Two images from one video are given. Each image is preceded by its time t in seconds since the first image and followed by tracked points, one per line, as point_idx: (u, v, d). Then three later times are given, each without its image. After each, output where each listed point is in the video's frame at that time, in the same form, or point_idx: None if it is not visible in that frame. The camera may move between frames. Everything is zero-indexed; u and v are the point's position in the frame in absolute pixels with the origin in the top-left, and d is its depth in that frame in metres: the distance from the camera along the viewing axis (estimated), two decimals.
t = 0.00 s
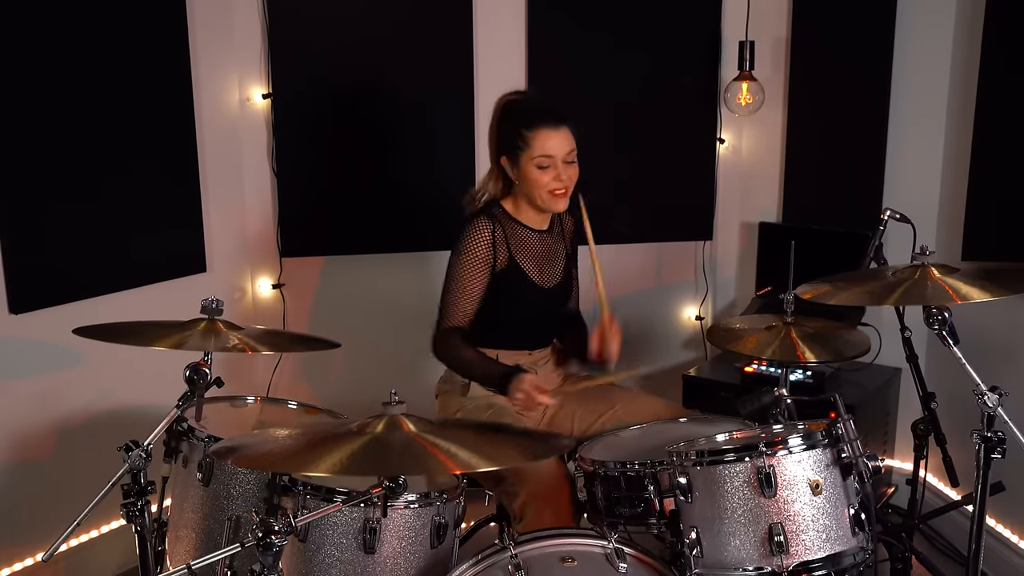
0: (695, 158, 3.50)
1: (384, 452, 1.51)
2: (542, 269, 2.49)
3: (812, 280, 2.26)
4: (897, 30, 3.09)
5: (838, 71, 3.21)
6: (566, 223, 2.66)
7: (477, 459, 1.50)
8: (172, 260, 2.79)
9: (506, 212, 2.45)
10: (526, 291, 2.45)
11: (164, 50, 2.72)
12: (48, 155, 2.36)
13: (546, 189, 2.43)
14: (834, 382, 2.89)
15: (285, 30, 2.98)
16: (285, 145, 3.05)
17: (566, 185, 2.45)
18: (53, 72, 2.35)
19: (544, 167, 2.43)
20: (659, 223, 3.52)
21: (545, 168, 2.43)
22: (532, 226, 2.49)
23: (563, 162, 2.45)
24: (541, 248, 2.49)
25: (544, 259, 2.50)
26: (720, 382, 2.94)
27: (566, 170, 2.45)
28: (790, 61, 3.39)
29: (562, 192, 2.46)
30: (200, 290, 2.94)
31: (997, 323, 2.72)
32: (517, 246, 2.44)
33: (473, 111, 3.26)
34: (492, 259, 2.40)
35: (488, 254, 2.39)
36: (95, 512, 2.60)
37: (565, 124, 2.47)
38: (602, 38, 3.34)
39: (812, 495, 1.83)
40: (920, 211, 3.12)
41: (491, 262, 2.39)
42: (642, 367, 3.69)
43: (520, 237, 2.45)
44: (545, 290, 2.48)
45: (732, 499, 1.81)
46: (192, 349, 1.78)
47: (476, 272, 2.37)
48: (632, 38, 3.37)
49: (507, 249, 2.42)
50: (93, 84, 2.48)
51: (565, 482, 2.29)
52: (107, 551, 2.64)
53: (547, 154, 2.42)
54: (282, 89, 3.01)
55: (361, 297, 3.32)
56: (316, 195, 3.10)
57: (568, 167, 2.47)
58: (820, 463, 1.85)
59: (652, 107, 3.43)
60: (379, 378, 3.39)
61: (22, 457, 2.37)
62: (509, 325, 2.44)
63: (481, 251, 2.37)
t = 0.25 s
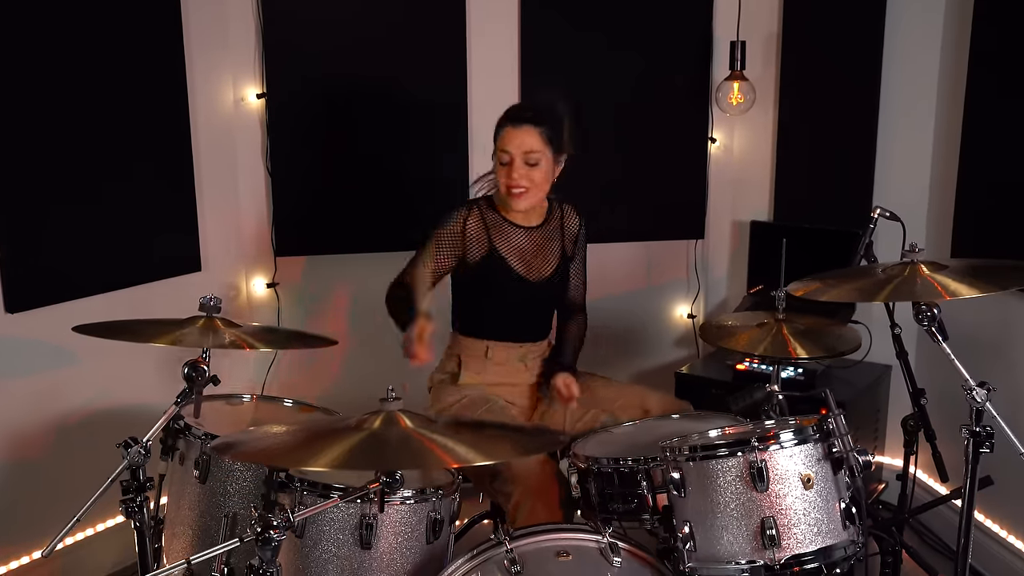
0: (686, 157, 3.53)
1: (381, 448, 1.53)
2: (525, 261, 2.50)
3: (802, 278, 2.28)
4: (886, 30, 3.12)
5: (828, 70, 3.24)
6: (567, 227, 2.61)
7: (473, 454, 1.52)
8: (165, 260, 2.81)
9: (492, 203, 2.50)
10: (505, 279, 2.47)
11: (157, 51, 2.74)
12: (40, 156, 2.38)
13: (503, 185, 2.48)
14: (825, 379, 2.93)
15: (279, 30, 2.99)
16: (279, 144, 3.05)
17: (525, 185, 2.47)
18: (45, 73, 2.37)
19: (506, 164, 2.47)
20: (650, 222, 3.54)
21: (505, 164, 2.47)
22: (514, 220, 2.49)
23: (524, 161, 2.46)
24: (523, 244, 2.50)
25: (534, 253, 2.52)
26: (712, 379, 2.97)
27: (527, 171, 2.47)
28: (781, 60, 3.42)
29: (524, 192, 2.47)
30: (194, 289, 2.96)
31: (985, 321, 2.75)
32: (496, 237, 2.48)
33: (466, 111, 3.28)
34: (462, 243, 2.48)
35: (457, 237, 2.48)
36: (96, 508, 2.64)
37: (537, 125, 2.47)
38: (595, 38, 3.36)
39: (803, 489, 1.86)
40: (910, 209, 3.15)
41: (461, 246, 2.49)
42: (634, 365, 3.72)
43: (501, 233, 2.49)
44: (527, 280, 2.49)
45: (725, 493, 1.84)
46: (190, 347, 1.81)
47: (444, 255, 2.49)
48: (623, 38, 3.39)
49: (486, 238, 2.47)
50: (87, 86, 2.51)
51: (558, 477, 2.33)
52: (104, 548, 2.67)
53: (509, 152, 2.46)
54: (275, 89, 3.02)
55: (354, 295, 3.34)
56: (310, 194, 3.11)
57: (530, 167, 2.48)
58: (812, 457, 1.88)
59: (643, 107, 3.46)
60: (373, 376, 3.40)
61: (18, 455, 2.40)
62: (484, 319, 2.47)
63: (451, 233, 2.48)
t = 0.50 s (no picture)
0: (678, 157, 3.55)
1: (377, 446, 1.54)
2: (495, 264, 2.59)
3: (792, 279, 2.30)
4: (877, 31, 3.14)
5: (818, 71, 3.26)
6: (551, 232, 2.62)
7: (469, 451, 1.54)
8: (160, 261, 2.82)
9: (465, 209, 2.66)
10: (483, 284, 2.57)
11: (151, 51, 2.75)
12: (35, 156, 2.38)
13: (489, 177, 2.60)
14: (816, 377, 2.95)
15: (273, 31, 3.00)
16: (274, 145, 3.07)
17: (510, 177, 2.58)
18: (39, 73, 2.37)
19: (492, 156, 2.59)
20: (642, 223, 3.57)
21: (492, 156, 2.59)
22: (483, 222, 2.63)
23: (510, 153, 2.58)
24: (495, 250, 2.60)
25: (508, 256, 2.59)
26: (705, 378, 2.98)
27: (515, 164, 2.59)
28: (772, 61, 3.45)
29: (508, 185, 2.59)
30: (189, 290, 2.97)
31: (974, 319, 2.78)
32: (467, 245, 2.63)
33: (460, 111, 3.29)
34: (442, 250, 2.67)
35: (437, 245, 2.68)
36: (94, 507, 2.66)
37: (520, 120, 2.60)
38: (588, 38, 3.38)
39: (795, 486, 1.88)
40: (901, 209, 3.18)
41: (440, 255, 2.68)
42: (627, 364, 3.74)
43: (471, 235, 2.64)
44: (497, 288, 2.57)
45: (718, 490, 1.85)
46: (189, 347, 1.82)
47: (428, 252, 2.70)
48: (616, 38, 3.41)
49: (456, 245, 2.64)
50: (81, 87, 2.51)
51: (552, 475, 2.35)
52: (99, 548, 2.68)
53: (495, 143, 2.59)
54: (270, 89, 3.03)
55: (348, 294, 3.34)
56: (305, 194, 3.13)
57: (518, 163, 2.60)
58: (804, 455, 1.90)
59: (636, 107, 3.48)
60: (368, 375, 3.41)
61: (14, 455, 2.41)
62: (475, 325, 2.57)
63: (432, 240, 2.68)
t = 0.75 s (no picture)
0: (673, 157, 3.57)
1: (377, 443, 1.56)
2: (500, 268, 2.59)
3: (787, 277, 2.32)
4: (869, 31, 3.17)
5: (811, 71, 3.29)
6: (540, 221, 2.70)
7: (467, 448, 1.56)
8: (157, 261, 2.83)
9: (457, 220, 2.59)
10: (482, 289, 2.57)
11: (147, 53, 2.75)
12: (33, 156, 2.39)
13: (520, 186, 2.58)
14: (810, 376, 2.97)
15: (269, 31, 3.01)
16: (271, 145, 3.08)
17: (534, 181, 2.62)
18: (36, 74, 2.38)
19: (518, 164, 2.58)
20: (637, 222, 3.59)
21: (517, 166, 2.58)
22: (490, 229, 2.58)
23: (530, 159, 2.61)
24: (497, 253, 2.58)
25: (506, 261, 2.59)
26: (700, 377, 3.00)
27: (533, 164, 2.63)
28: (765, 62, 3.47)
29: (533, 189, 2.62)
30: (186, 290, 2.98)
31: (966, 317, 2.80)
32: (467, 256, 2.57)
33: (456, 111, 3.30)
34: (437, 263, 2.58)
35: (431, 260, 2.57)
36: (95, 505, 2.68)
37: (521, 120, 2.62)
38: (583, 38, 3.40)
39: (790, 483, 1.90)
40: (893, 208, 3.21)
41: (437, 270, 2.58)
42: (622, 363, 3.76)
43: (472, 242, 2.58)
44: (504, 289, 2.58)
45: (714, 487, 1.87)
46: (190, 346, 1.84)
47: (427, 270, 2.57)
48: (611, 39, 3.43)
49: (456, 255, 2.58)
50: (79, 88, 2.52)
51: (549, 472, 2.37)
52: (96, 548, 2.69)
53: (518, 150, 2.58)
54: (266, 90, 3.04)
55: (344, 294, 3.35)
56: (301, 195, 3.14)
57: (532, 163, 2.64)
58: (798, 452, 1.92)
59: (631, 107, 3.49)
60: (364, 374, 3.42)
61: (13, 455, 2.42)
62: (468, 326, 2.58)
63: (425, 256, 2.56)
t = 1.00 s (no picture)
0: (668, 158, 3.59)
1: (376, 442, 1.58)
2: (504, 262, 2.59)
3: (782, 277, 2.34)
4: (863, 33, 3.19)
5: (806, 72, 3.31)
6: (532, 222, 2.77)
7: (465, 447, 1.58)
8: (156, 262, 2.84)
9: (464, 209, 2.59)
10: (483, 282, 2.54)
11: (144, 54, 2.76)
12: (32, 157, 2.40)
13: (522, 178, 2.57)
14: (805, 375, 2.99)
15: (267, 33, 3.02)
16: (268, 146, 3.08)
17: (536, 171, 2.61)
18: (35, 75, 2.39)
19: (520, 157, 2.57)
20: (633, 222, 3.61)
21: (520, 157, 2.57)
22: (496, 224, 2.62)
23: (532, 150, 2.61)
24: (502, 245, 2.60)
25: (508, 253, 2.61)
26: (695, 376, 3.02)
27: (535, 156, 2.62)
28: (760, 63, 3.49)
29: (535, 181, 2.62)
30: (184, 290, 2.99)
31: (959, 317, 2.83)
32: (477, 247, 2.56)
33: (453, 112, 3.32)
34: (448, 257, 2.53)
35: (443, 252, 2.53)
36: (95, 505, 2.70)
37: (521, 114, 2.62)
38: (579, 39, 3.42)
39: (784, 481, 1.92)
40: (887, 208, 3.24)
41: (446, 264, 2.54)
42: (617, 363, 3.78)
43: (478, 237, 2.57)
44: (506, 284, 2.57)
45: (708, 486, 1.89)
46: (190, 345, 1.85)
47: (432, 265, 2.52)
48: (606, 40, 3.45)
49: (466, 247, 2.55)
50: (78, 90, 2.54)
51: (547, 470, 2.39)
52: (95, 547, 2.70)
53: (521, 142, 2.58)
54: (263, 91, 3.05)
55: (341, 294, 3.36)
56: (299, 195, 3.15)
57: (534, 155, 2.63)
58: (792, 450, 1.94)
59: (627, 108, 3.51)
60: (361, 374, 3.44)
61: (12, 455, 2.43)
62: (469, 315, 2.55)
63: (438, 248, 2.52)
